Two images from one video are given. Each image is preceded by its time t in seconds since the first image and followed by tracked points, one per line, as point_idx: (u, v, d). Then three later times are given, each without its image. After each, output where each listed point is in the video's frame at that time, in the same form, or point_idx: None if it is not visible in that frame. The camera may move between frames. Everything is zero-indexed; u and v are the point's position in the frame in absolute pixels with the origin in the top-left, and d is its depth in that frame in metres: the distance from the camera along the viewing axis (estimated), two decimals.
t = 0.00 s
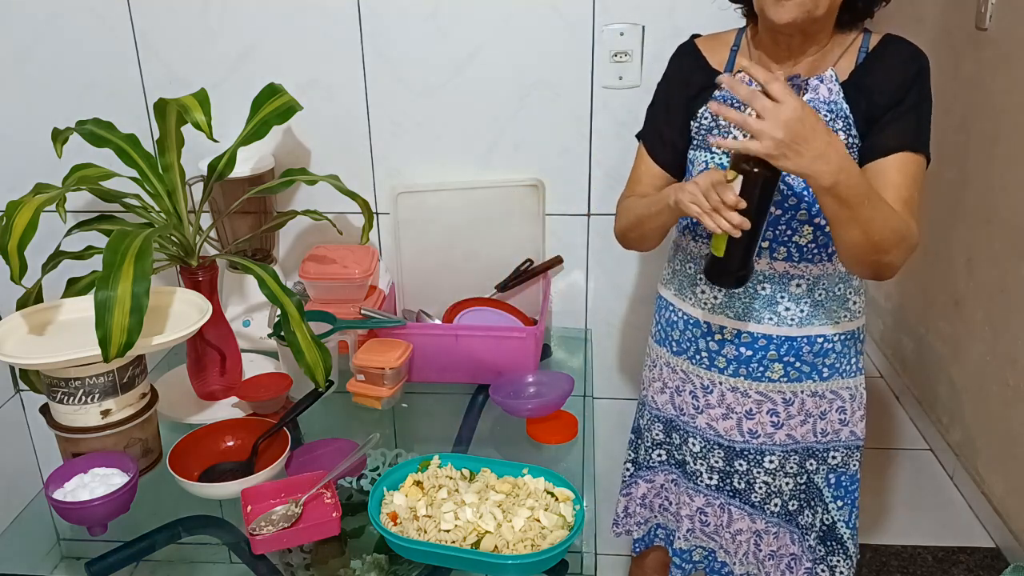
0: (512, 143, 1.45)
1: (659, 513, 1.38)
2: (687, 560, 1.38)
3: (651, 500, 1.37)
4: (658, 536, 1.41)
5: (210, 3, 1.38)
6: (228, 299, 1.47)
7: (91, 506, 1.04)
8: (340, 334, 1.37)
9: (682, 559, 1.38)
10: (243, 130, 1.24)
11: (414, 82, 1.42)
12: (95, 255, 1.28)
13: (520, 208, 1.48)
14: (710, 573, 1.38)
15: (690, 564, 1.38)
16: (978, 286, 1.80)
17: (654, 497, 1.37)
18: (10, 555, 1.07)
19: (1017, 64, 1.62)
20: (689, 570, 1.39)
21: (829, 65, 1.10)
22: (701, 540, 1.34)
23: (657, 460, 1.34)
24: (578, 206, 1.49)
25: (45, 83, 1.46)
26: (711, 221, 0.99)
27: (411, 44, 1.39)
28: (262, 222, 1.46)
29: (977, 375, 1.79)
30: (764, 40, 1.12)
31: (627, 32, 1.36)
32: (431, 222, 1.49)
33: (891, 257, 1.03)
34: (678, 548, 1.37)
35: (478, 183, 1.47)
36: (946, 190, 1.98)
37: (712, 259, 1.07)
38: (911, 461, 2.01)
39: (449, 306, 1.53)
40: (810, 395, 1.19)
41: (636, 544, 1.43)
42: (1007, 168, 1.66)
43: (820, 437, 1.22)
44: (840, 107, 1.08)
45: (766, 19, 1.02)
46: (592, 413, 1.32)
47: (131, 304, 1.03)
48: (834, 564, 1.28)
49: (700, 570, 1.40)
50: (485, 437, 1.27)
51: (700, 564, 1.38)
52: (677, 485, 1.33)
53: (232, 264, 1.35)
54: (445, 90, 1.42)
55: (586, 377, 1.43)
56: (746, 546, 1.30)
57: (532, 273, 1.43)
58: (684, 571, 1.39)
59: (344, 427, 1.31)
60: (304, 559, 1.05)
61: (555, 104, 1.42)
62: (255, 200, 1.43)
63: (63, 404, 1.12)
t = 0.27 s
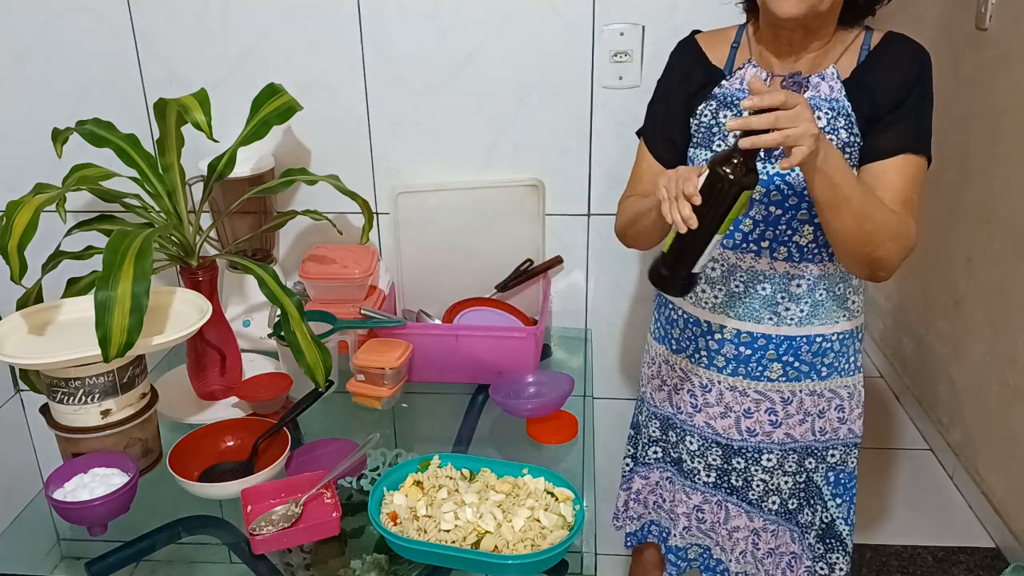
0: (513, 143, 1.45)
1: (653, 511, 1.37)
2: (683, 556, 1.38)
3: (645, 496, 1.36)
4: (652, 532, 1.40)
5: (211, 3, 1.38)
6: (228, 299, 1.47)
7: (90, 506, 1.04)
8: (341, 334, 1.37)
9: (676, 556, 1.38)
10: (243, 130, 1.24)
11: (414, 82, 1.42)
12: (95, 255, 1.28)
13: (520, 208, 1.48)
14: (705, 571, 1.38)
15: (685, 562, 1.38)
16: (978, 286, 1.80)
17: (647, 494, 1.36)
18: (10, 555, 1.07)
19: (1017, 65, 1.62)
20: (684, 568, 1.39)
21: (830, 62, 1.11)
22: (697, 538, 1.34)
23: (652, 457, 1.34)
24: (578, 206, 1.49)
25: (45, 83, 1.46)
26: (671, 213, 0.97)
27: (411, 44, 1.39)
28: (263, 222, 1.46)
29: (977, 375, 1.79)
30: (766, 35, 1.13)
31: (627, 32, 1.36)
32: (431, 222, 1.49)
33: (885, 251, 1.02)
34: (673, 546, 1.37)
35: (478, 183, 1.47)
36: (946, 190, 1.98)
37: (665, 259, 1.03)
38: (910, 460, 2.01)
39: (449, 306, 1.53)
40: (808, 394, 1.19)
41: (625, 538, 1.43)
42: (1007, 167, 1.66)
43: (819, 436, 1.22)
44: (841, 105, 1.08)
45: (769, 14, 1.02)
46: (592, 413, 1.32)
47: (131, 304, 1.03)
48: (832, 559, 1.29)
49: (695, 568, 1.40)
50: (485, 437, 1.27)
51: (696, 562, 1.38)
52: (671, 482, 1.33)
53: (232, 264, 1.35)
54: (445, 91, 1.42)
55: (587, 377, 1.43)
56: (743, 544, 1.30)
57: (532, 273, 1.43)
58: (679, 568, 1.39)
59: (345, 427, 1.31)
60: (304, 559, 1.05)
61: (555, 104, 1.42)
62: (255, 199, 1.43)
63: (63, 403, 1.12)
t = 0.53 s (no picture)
0: (513, 143, 1.45)
1: (653, 509, 1.37)
2: (686, 555, 1.36)
3: (645, 493, 1.37)
4: (651, 530, 1.40)
5: (210, 3, 1.38)
6: (228, 299, 1.47)
7: (90, 506, 1.04)
8: (340, 334, 1.37)
9: (681, 554, 1.37)
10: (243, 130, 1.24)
11: (414, 82, 1.42)
12: (95, 255, 1.28)
13: (520, 208, 1.48)
14: (708, 567, 1.36)
15: (689, 559, 1.37)
16: (978, 286, 1.80)
17: (648, 491, 1.36)
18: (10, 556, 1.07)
19: (1017, 65, 1.62)
20: (688, 566, 1.37)
21: (830, 61, 1.11)
22: (699, 535, 1.33)
23: (652, 455, 1.34)
24: (578, 206, 1.49)
25: (45, 83, 1.46)
26: (690, 220, 0.98)
27: (411, 44, 1.39)
28: (263, 222, 1.46)
29: (977, 375, 1.79)
30: (766, 35, 1.13)
31: (627, 32, 1.36)
32: (431, 222, 1.49)
33: (884, 254, 1.01)
34: (677, 546, 1.36)
35: (479, 183, 1.47)
36: (946, 189, 1.98)
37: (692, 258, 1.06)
38: (910, 460, 2.01)
39: (449, 306, 1.53)
40: (808, 394, 1.19)
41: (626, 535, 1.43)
42: (1007, 167, 1.66)
43: (819, 436, 1.22)
44: (840, 105, 1.08)
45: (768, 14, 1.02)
46: (592, 413, 1.32)
47: (132, 304, 1.03)
48: (830, 552, 1.29)
49: (699, 565, 1.38)
50: (485, 437, 1.27)
51: (698, 559, 1.37)
52: (671, 481, 1.33)
53: (232, 264, 1.35)
54: (444, 90, 1.42)
55: (587, 377, 1.43)
56: (744, 542, 1.30)
57: (532, 274, 1.43)
58: (683, 566, 1.37)
59: (345, 427, 1.31)
60: (304, 559, 1.05)
61: (555, 104, 1.42)
62: (255, 199, 1.43)
63: (63, 404, 1.12)
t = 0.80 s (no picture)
0: (513, 143, 1.45)
1: (654, 506, 1.37)
2: (684, 552, 1.37)
3: (647, 491, 1.36)
4: (653, 527, 1.40)
5: (210, 2, 1.38)
6: (228, 299, 1.47)
7: (90, 506, 1.04)
8: (340, 334, 1.36)
9: (679, 551, 1.37)
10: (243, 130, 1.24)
11: (414, 82, 1.42)
12: (95, 255, 1.28)
13: (520, 208, 1.48)
14: (706, 566, 1.37)
15: (686, 558, 1.37)
16: (978, 286, 1.80)
17: (648, 489, 1.36)
18: (10, 556, 1.07)
19: (1017, 65, 1.62)
20: (685, 563, 1.38)
21: (830, 61, 1.11)
22: (697, 534, 1.34)
23: (653, 453, 1.34)
24: (578, 206, 1.49)
25: (45, 83, 1.46)
26: (714, 221, 1.00)
27: (411, 44, 1.39)
28: (263, 222, 1.46)
29: (977, 375, 1.79)
30: (766, 36, 1.13)
31: (627, 32, 1.36)
32: (431, 222, 1.49)
33: (883, 261, 1.02)
34: (674, 542, 1.37)
35: (479, 183, 1.47)
36: (946, 189, 1.97)
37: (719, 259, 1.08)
38: (910, 460, 2.01)
39: (449, 305, 1.53)
40: (807, 395, 1.19)
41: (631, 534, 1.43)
42: (1007, 167, 1.66)
43: (818, 436, 1.22)
44: (840, 105, 1.08)
45: (767, 14, 1.02)
46: (592, 413, 1.32)
47: (131, 304, 1.03)
48: (830, 553, 1.29)
49: (697, 563, 1.39)
50: (485, 437, 1.27)
51: (697, 557, 1.37)
52: (672, 479, 1.34)
53: (232, 264, 1.35)
54: (444, 90, 1.42)
55: (587, 377, 1.43)
56: (742, 541, 1.30)
57: (532, 274, 1.43)
58: (680, 563, 1.38)
59: (345, 427, 1.31)
60: (304, 559, 1.05)
61: (555, 104, 1.42)
62: (255, 199, 1.43)
63: (63, 404, 1.12)
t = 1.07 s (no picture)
0: (513, 143, 1.45)
1: (654, 505, 1.37)
2: (681, 551, 1.37)
3: (646, 489, 1.36)
4: (652, 525, 1.40)
5: (210, 2, 1.38)
6: (228, 299, 1.47)
7: (90, 506, 1.04)
8: (341, 334, 1.36)
9: (677, 550, 1.38)
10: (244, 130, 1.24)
11: (414, 82, 1.42)
12: (95, 255, 1.28)
13: (520, 208, 1.48)
14: (704, 565, 1.37)
15: (684, 556, 1.38)
16: (978, 285, 1.80)
17: (647, 488, 1.36)
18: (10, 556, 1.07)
19: (1017, 65, 1.62)
20: (683, 562, 1.38)
21: (831, 60, 1.11)
22: (696, 533, 1.34)
23: (653, 451, 1.34)
24: (578, 206, 1.49)
25: (45, 83, 1.46)
26: (651, 207, 1.00)
27: (411, 44, 1.39)
28: (262, 222, 1.46)
29: (977, 375, 1.79)
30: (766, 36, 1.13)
31: (627, 32, 1.36)
32: (431, 222, 1.49)
33: (884, 253, 1.01)
34: (672, 541, 1.37)
35: (479, 183, 1.47)
36: (947, 189, 1.97)
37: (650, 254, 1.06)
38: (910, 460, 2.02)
39: (449, 306, 1.53)
40: (807, 394, 1.19)
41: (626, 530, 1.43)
42: (1007, 167, 1.66)
43: (818, 436, 1.22)
44: (840, 104, 1.08)
45: (767, 14, 1.02)
46: (592, 414, 1.32)
47: (131, 304, 1.03)
48: (835, 558, 1.29)
49: (695, 562, 1.39)
50: (485, 437, 1.27)
51: (695, 556, 1.38)
52: (671, 478, 1.33)
53: (232, 264, 1.35)
54: (444, 90, 1.42)
55: (587, 377, 1.43)
56: (740, 540, 1.30)
57: (532, 274, 1.43)
58: (678, 562, 1.38)
59: (345, 427, 1.31)
60: (304, 559, 1.05)
61: (555, 104, 1.42)
62: (255, 200, 1.43)
63: (63, 404, 1.12)
